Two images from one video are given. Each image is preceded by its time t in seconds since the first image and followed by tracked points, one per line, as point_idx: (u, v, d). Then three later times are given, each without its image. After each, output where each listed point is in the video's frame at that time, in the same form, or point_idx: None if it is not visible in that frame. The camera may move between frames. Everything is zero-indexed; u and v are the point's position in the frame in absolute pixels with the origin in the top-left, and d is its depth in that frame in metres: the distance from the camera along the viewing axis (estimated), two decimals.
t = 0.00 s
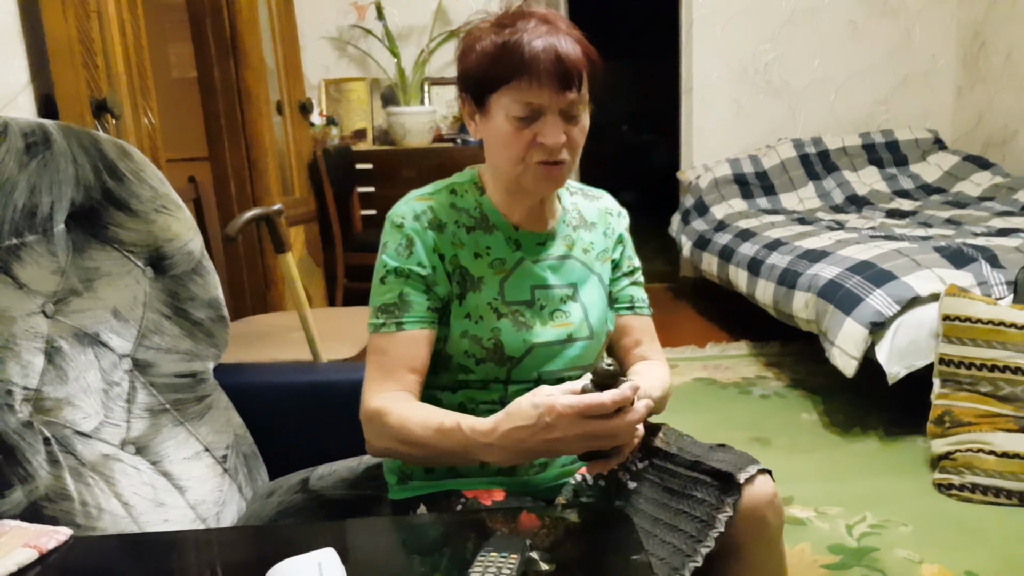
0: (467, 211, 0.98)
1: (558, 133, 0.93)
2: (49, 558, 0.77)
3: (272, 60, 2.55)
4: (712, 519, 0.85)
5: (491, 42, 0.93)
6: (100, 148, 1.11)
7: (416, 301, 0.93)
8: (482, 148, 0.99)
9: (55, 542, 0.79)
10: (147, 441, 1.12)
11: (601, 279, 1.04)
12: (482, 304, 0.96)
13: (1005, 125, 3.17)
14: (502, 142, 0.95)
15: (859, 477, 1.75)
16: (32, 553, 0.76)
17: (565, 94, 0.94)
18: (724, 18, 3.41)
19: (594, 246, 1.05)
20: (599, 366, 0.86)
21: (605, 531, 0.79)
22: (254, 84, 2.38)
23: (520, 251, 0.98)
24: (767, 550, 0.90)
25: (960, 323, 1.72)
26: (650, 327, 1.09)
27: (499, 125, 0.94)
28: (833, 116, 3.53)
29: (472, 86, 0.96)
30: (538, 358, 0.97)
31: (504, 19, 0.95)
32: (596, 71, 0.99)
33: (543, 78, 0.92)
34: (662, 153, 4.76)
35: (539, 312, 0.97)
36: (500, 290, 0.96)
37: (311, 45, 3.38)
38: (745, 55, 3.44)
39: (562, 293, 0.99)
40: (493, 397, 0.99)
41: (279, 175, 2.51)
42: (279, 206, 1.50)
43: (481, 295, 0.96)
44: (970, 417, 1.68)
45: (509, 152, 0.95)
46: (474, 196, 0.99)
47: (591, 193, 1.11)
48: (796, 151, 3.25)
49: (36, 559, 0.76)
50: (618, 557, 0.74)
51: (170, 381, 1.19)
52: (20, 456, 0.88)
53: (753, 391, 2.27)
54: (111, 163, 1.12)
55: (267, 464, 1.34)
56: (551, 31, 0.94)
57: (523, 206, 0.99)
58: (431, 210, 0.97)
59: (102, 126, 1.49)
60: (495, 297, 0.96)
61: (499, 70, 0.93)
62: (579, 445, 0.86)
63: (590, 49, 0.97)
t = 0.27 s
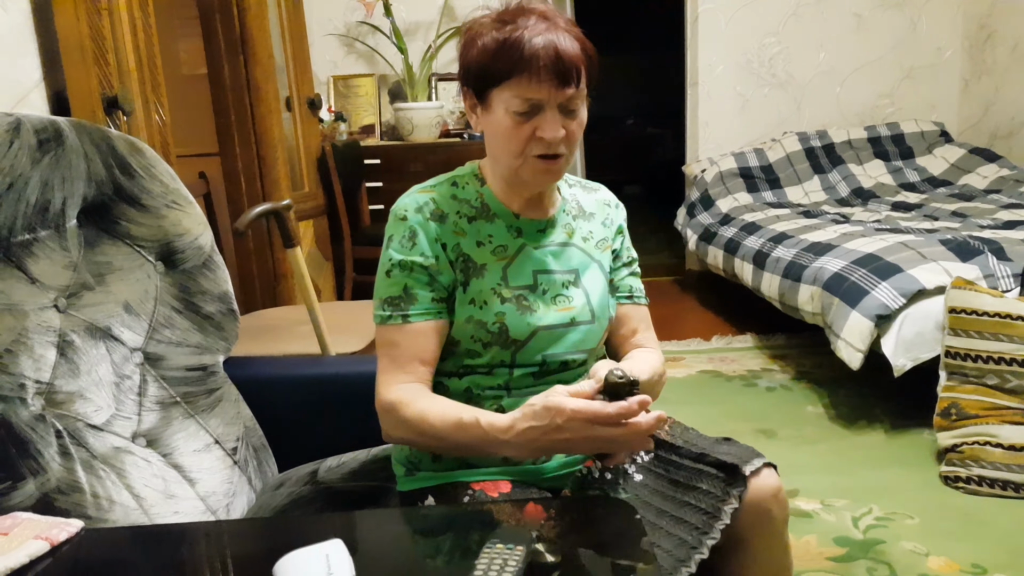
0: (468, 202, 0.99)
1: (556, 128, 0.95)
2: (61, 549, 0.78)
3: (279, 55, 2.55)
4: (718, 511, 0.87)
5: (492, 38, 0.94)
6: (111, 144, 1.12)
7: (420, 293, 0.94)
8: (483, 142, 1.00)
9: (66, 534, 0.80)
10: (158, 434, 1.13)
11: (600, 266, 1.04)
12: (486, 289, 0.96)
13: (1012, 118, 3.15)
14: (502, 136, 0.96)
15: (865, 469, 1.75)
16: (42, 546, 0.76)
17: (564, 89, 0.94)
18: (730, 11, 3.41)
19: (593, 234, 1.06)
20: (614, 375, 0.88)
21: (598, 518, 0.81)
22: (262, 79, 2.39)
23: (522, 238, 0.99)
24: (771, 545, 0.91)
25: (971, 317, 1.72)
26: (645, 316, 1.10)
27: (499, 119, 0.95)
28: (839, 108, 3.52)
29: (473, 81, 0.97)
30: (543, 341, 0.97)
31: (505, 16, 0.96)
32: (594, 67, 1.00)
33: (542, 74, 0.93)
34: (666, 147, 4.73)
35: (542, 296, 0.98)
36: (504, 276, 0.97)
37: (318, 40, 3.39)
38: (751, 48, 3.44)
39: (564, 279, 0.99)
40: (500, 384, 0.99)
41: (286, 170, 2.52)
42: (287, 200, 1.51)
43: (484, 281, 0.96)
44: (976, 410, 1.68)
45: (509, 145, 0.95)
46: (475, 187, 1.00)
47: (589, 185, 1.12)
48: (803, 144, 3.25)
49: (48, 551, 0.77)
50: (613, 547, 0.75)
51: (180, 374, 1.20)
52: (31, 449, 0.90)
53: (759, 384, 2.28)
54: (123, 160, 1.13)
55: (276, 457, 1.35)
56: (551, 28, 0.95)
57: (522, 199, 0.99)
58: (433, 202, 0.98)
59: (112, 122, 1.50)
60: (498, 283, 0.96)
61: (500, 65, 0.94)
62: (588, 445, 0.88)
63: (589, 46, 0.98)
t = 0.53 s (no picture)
0: (470, 198, 0.98)
1: (557, 127, 0.94)
2: (61, 550, 0.77)
3: (283, 53, 2.55)
4: (723, 510, 0.86)
5: (494, 37, 0.94)
6: (113, 141, 1.11)
7: (423, 289, 0.94)
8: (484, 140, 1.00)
9: (66, 535, 0.79)
10: (160, 433, 1.12)
11: (603, 261, 1.04)
12: (488, 284, 0.96)
13: (1016, 117, 3.14)
14: (503, 134, 0.95)
15: (870, 469, 1.75)
16: (43, 546, 0.75)
17: (566, 88, 0.94)
18: (734, 9, 3.40)
19: (595, 230, 1.05)
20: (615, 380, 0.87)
21: (599, 518, 0.80)
22: (265, 76, 2.38)
23: (524, 233, 0.98)
24: (776, 546, 0.90)
25: (974, 316, 1.71)
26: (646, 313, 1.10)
27: (501, 117, 0.95)
28: (843, 107, 3.51)
29: (475, 78, 0.96)
30: (546, 335, 0.97)
31: (507, 14, 0.95)
32: (596, 65, 0.99)
33: (544, 73, 0.92)
34: (671, 144, 4.74)
35: (545, 291, 0.97)
36: (506, 271, 0.96)
37: (322, 37, 3.38)
38: (755, 46, 3.43)
39: (567, 274, 0.99)
40: (503, 380, 0.98)
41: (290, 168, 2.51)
42: (291, 198, 1.50)
43: (487, 276, 0.96)
44: (980, 409, 1.68)
45: (510, 144, 0.95)
46: (476, 185, 0.99)
47: (589, 183, 1.12)
48: (806, 142, 3.24)
49: (48, 552, 0.76)
50: (618, 547, 0.75)
51: (182, 373, 1.20)
52: (31, 449, 0.90)
53: (764, 383, 2.27)
54: (125, 157, 1.12)
55: (279, 456, 1.35)
56: (553, 27, 0.94)
57: (523, 197, 0.99)
58: (434, 199, 0.97)
59: (115, 119, 1.49)
60: (501, 278, 0.96)
61: (501, 64, 0.93)
62: (595, 442, 0.88)
63: (591, 44, 0.97)
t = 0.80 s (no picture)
0: (467, 200, 0.98)
1: (554, 130, 0.94)
2: (60, 555, 0.77)
3: (283, 56, 2.55)
4: (723, 513, 0.86)
5: (490, 41, 0.94)
6: (113, 145, 1.11)
7: (421, 291, 0.94)
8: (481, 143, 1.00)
9: (64, 540, 0.79)
10: (159, 437, 1.12)
11: (601, 261, 1.04)
12: (487, 284, 0.96)
13: (1014, 120, 3.14)
14: (500, 137, 0.95)
15: (869, 472, 1.75)
16: (40, 552, 0.75)
17: (561, 92, 0.94)
18: (732, 13, 3.41)
19: (592, 230, 1.05)
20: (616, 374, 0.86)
21: (599, 521, 0.80)
22: (264, 79, 2.39)
23: (522, 233, 0.98)
24: (776, 549, 0.90)
25: (974, 319, 1.71)
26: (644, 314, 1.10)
27: (497, 120, 0.95)
28: (842, 110, 3.52)
29: (471, 83, 0.97)
30: (545, 334, 0.97)
31: (503, 19, 0.95)
32: (591, 69, 1.00)
33: (540, 77, 0.92)
34: (671, 146, 4.73)
35: (544, 290, 0.97)
36: (505, 271, 0.96)
37: (322, 41, 3.39)
38: (753, 50, 3.43)
39: (565, 273, 0.99)
40: (502, 381, 0.98)
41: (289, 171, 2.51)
42: (291, 201, 1.50)
43: (486, 276, 0.96)
44: (978, 412, 1.68)
45: (507, 147, 0.95)
46: (474, 187, 0.99)
47: (586, 185, 1.12)
48: (805, 146, 3.24)
49: (45, 558, 0.76)
50: (619, 552, 0.75)
51: (182, 377, 1.19)
52: (30, 453, 0.89)
53: (763, 386, 2.27)
54: (124, 161, 1.12)
55: (278, 459, 1.34)
56: (548, 31, 0.94)
57: (520, 199, 0.99)
58: (431, 202, 0.97)
59: (115, 123, 1.49)
60: (500, 277, 0.96)
61: (497, 68, 0.93)
62: (594, 440, 0.88)
63: (586, 49, 0.97)
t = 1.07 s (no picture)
0: (464, 206, 0.98)
1: (549, 138, 0.95)
2: (57, 562, 0.77)
3: (282, 62, 2.56)
4: (720, 522, 0.86)
5: (486, 50, 0.94)
6: (113, 151, 1.12)
7: (418, 297, 0.94)
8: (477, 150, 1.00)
9: (62, 547, 0.79)
10: (156, 444, 1.12)
11: (597, 266, 1.04)
12: (485, 288, 0.96)
13: (1010, 129, 3.16)
14: (496, 144, 0.96)
15: (867, 481, 1.75)
16: (38, 558, 0.75)
17: (557, 101, 0.94)
18: (730, 21, 3.42)
19: (588, 236, 1.06)
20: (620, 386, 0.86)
21: (597, 528, 0.80)
22: (264, 85, 2.39)
23: (518, 238, 0.99)
24: (775, 558, 0.90)
25: (971, 328, 1.71)
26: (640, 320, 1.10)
27: (493, 129, 0.95)
28: (839, 118, 3.53)
29: (467, 91, 0.97)
30: (543, 338, 0.97)
31: (498, 29, 0.96)
32: (586, 78, 1.00)
33: (536, 85, 0.93)
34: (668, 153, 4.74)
35: (541, 294, 0.98)
36: (502, 275, 0.96)
37: (322, 47, 3.40)
38: (751, 58, 3.45)
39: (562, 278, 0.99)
40: (500, 386, 0.98)
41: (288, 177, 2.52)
42: (289, 208, 1.51)
43: (483, 280, 0.96)
44: (975, 421, 1.69)
45: (503, 154, 0.96)
46: (470, 194, 1.00)
47: (581, 192, 1.12)
48: (802, 154, 3.26)
49: (43, 564, 0.76)
50: (619, 559, 0.75)
51: (180, 383, 1.19)
52: (27, 459, 0.89)
53: (761, 394, 2.27)
54: (124, 167, 1.13)
55: (275, 466, 1.34)
56: (543, 41, 0.95)
57: (516, 205, 1.00)
58: (428, 208, 0.97)
59: (115, 128, 1.50)
60: (497, 282, 0.96)
61: (493, 77, 0.94)
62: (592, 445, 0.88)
63: (581, 58, 0.98)
